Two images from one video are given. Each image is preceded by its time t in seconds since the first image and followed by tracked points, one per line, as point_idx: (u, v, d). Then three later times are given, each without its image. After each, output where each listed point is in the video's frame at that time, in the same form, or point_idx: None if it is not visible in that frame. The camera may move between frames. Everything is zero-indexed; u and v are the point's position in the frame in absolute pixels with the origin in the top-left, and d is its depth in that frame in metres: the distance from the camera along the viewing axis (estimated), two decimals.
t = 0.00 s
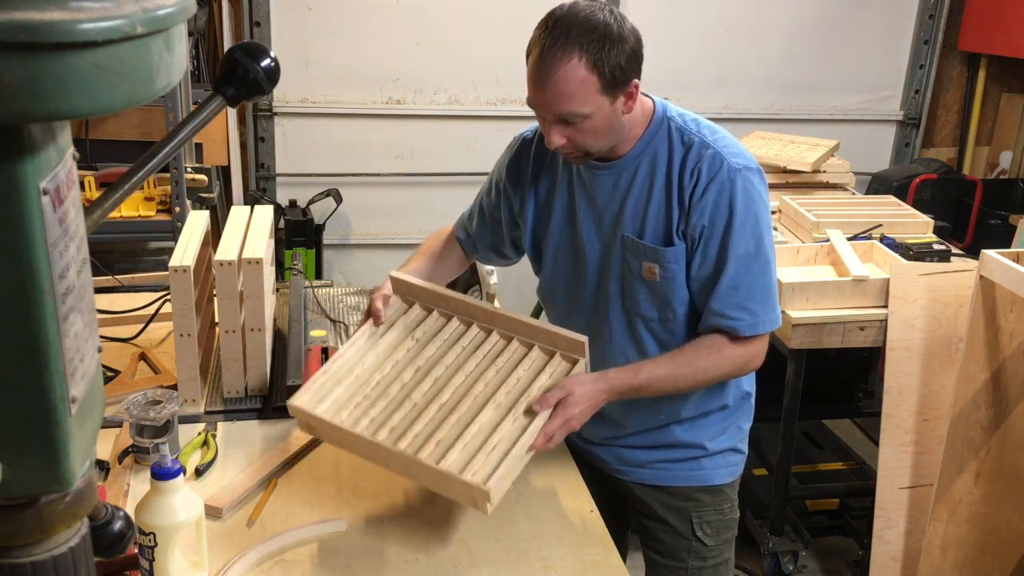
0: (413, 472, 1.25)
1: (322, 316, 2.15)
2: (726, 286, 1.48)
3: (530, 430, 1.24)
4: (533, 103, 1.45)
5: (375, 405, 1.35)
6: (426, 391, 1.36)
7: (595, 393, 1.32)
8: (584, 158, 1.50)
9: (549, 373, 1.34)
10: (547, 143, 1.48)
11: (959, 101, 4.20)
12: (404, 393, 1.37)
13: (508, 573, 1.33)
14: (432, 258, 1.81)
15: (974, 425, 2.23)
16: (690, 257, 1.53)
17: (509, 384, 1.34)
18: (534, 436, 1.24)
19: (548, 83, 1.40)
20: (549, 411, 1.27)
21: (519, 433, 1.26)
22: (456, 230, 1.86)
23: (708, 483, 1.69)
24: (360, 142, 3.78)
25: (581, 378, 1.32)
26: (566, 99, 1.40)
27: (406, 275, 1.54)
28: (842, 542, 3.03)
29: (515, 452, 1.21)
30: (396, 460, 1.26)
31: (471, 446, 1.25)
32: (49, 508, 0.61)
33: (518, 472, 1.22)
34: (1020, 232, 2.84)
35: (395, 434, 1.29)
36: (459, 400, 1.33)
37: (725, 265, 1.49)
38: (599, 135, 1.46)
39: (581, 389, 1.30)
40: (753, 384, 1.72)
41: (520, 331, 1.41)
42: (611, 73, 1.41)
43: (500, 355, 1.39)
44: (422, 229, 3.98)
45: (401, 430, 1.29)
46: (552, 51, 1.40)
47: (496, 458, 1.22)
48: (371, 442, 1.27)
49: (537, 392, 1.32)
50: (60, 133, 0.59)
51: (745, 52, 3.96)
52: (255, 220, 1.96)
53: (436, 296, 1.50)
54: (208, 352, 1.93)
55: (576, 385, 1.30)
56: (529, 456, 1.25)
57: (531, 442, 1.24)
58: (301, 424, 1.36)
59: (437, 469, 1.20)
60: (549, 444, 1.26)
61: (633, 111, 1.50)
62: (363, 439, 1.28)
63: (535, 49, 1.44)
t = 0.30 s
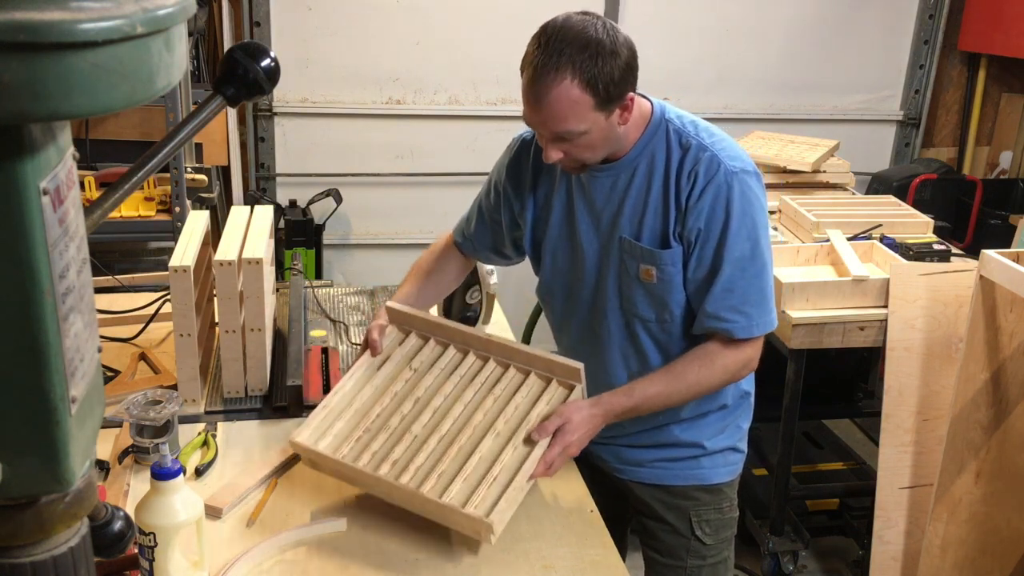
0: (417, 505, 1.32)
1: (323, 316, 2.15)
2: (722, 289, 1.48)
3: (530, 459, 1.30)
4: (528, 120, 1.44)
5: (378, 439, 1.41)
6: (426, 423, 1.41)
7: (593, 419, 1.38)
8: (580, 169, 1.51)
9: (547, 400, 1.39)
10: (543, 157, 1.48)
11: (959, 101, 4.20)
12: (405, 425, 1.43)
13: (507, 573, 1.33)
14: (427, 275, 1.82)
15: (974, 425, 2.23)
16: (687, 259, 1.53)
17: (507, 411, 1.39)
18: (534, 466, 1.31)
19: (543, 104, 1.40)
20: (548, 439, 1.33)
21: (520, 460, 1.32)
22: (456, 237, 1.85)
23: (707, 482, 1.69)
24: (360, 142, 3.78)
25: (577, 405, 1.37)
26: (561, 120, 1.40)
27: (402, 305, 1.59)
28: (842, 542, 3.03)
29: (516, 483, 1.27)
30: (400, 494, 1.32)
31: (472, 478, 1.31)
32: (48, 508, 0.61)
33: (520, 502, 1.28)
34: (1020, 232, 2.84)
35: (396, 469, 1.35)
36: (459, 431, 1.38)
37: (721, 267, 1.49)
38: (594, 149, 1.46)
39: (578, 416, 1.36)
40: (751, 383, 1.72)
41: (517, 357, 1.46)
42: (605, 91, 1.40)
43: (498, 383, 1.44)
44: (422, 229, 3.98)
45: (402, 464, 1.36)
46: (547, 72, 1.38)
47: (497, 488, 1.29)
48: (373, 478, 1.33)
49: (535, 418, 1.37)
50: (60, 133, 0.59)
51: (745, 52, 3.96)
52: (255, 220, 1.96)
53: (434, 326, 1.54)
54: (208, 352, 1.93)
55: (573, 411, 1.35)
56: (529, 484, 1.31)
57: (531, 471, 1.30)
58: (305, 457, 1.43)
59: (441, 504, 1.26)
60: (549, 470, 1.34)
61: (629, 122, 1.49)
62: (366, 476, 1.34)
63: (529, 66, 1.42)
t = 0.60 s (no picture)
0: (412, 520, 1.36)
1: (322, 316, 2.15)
2: (719, 288, 1.49)
3: (521, 473, 1.33)
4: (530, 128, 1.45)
5: (371, 452, 1.44)
6: (418, 435, 1.44)
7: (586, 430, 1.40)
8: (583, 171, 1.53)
9: (538, 410, 1.42)
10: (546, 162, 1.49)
11: (959, 101, 4.20)
12: (398, 436, 1.46)
13: (507, 573, 1.33)
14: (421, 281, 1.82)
15: (974, 425, 2.23)
16: (686, 258, 1.54)
17: (499, 422, 1.41)
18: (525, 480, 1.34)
19: (545, 116, 1.40)
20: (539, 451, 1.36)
21: (512, 472, 1.35)
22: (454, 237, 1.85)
23: (710, 475, 1.69)
24: (360, 142, 3.78)
25: (569, 415, 1.39)
26: (563, 131, 1.41)
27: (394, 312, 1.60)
28: (842, 542, 3.03)
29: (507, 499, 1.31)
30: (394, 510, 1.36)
31: (464, 493, 1.35)
32: (48, 508, 0.61)
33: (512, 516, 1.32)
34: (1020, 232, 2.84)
35: (390, 484, 1.39)
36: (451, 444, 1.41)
37: (718, 267, 1.49)
38: (597, 154, 1.48)
39: (570, 427, 1.38)
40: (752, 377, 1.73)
41: (509, 366, 1.48)
42: (607, 101, 1.40)
43: (489, 392, 1.47)
44: (422, 229, 3.98)
45: (394, 480, 1.39)
46: (548, 85, 1.38)
47: (488, 504, 1.33)
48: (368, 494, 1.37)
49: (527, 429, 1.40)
50: (60, 133, 0.59)
51: (745, 52, 3.96)
52: (255, 220, 1.96)
53: (426, 333, 1.56)
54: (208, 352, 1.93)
55: (565, 422, 1.38)
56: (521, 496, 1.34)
57: (522, 484, 1.33)
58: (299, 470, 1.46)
59: (434, 521, 1.30)
60: (542, 481, 1.37)
61: (631, 126, 1.49)
62: (361, 492, 1.38)
63: (529, 75, 1.42)
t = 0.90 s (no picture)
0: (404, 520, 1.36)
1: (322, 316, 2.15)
2: (732, 296, 1.48)
3: (513, 474, 1.33)
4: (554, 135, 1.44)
5: (365, 451, 1.45)
6: (414, 434, 1.44)
7: (579, 433, 1.40)
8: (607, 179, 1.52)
9: (534, 412, 1.42)
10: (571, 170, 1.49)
11: (958, 101, 4.21)
12: (393, 437, 1.46)
13: (508, 573, 1.33)
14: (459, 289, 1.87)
15: (975, 425, 2.23)
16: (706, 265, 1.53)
17: (494, 423, 1.42)
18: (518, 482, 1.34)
19: (570, 121, 1.39)
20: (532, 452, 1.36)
21: (505, 473, 1.35)
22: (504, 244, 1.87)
23: (738, 486, 1.70)
24: (360, 142, 3.78)
25: (563, 418, 1.40)
26: (589, 136, 1.40)
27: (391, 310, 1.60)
28: (842, 542, 3.04)
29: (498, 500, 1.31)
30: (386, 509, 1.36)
31: (456, 494, 1.35)
32: (49, 508, 0.61)
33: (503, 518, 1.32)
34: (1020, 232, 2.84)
35: (383, 483, 1.39)
36: (446, 444, 1.41)
37: (736, 275, 1.48)
38: (622, 161, 1.47)
39: (564, 430, 1.38)
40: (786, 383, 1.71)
41: (505, 366, 1.49)
42: (633, 106, 1.40)
43: (486, 393, 1.47)
44: (423, 229, 3.98)
45: (388, 480, 1.39)
46: (574, 89, 1.38)
47: (480, 504, 1.33)
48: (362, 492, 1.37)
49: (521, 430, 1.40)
50: (60, 133, 0.59)
51: (745, 52, 3.96)
52: (255, 220, 1.96)
53: (425, 333, 1.57)
54: (208, 352, 1.93)
55: (559, 425, 1.38)
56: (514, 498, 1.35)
57: (515, 486, 1.33)
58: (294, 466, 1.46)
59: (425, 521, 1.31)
60: (535, 483, 1.37)
61: (657, 131, 1.49)
62: (355, 490, 1.38)
63: (554, 81, 1.41)
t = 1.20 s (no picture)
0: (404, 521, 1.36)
1: (322, 315, 2.17)
2: (744, 313, 1.47)
3: (514, 475, 1.33)
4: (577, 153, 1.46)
5: (365, 451, 1.45)
6: (414, 434, 1.45)
7: (579, 433, 1.40)
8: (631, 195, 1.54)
9: (534, 412, 1.42)
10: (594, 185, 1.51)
11: (959, 101, 4.20)
12: (393, 438, 1.46)
13: (508, 573, 1.33)
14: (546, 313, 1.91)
15: (974, 425, 2.23)
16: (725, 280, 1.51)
17: (494, 423, 1.42)
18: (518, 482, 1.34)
19: (593, 140, 1.40)
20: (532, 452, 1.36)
21: (505, 474, 1.35)
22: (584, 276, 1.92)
23: (763, 497, 1.70)
24: (360, 142, 3.78)
25: (563, 418, 1.40)
26: (611, 156, 1.41)
27: (396, 312, 1.60)
28: (842, 542, 3.04)
29: (498, 500, 1.31)
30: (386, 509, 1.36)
31: (457, 494, 1.35)
32: (48, 507, 0.61)
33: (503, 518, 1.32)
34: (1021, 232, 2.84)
35: (384, 484, 1.39)
36: (446, 445, 1.42)
37: (749, 291, 1.47)
38: (645, 179, 1.48)
39: (564, 430, 1.38)
40: (818, 396, 1.70)
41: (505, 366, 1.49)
42: (656, 126, 1.40)
43: (486, 393, 1.48)
44: (422, 229, 3.97)
45: (389, 479, 1.39)
46: (597, 109, 1.39)
47: (481, 505, 1.33)
48: (364, 493, 1.37)
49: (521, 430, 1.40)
50: (60, 133, 0.59)
51: (745, 52, 3.96)
52: (255, 220, 1.96)
53: (425, 333, 1.57)
54: (209, 352, 1.93)
55: (559, 426, 1.38)
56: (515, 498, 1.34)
57: (516, 487, 1.33)
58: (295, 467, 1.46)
59: (426, 522, 1.31)
60: (535, 483, 1.37)
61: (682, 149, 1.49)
62: (355, 491, 1.38)
63: (578, 98, 1.42)
